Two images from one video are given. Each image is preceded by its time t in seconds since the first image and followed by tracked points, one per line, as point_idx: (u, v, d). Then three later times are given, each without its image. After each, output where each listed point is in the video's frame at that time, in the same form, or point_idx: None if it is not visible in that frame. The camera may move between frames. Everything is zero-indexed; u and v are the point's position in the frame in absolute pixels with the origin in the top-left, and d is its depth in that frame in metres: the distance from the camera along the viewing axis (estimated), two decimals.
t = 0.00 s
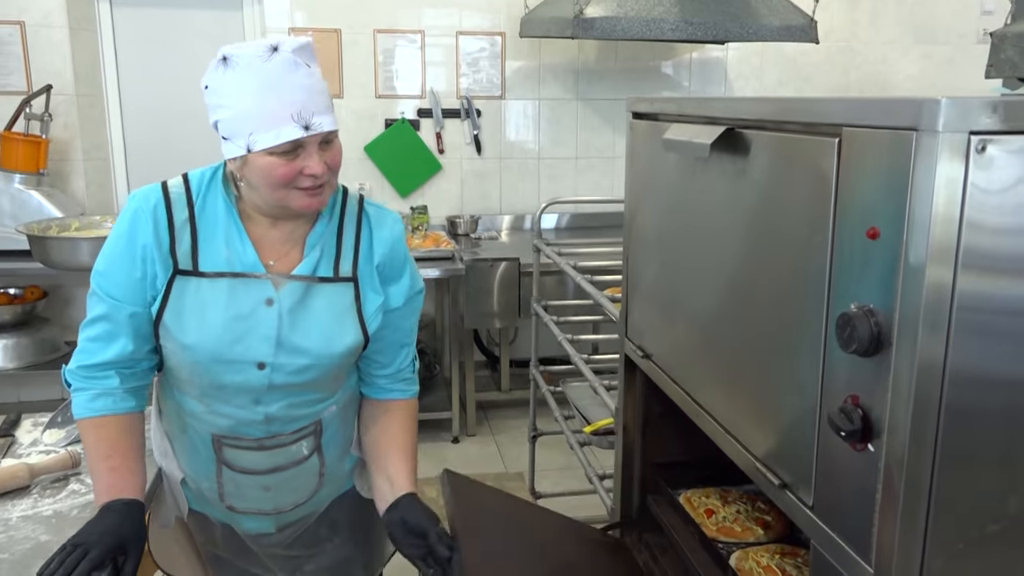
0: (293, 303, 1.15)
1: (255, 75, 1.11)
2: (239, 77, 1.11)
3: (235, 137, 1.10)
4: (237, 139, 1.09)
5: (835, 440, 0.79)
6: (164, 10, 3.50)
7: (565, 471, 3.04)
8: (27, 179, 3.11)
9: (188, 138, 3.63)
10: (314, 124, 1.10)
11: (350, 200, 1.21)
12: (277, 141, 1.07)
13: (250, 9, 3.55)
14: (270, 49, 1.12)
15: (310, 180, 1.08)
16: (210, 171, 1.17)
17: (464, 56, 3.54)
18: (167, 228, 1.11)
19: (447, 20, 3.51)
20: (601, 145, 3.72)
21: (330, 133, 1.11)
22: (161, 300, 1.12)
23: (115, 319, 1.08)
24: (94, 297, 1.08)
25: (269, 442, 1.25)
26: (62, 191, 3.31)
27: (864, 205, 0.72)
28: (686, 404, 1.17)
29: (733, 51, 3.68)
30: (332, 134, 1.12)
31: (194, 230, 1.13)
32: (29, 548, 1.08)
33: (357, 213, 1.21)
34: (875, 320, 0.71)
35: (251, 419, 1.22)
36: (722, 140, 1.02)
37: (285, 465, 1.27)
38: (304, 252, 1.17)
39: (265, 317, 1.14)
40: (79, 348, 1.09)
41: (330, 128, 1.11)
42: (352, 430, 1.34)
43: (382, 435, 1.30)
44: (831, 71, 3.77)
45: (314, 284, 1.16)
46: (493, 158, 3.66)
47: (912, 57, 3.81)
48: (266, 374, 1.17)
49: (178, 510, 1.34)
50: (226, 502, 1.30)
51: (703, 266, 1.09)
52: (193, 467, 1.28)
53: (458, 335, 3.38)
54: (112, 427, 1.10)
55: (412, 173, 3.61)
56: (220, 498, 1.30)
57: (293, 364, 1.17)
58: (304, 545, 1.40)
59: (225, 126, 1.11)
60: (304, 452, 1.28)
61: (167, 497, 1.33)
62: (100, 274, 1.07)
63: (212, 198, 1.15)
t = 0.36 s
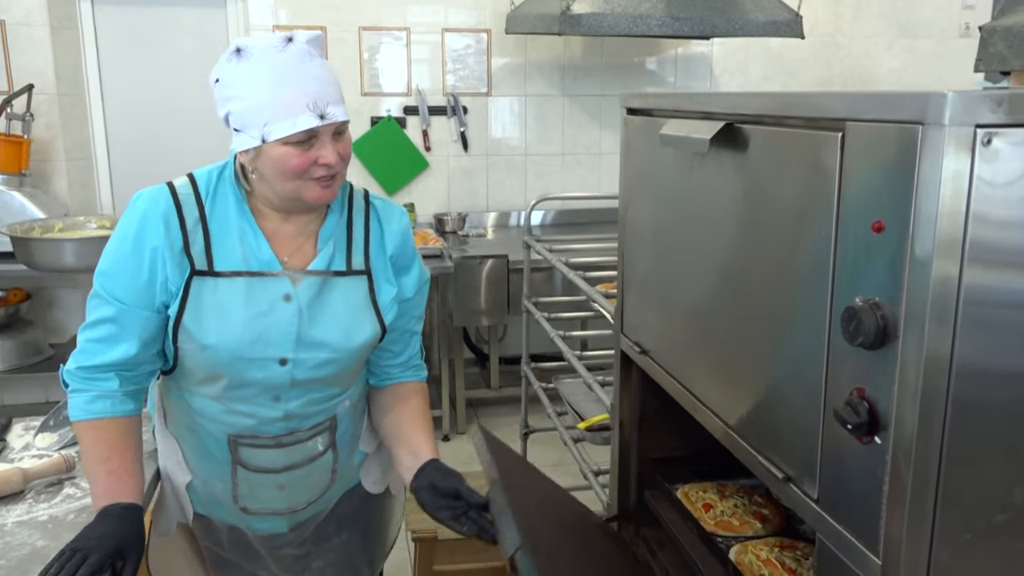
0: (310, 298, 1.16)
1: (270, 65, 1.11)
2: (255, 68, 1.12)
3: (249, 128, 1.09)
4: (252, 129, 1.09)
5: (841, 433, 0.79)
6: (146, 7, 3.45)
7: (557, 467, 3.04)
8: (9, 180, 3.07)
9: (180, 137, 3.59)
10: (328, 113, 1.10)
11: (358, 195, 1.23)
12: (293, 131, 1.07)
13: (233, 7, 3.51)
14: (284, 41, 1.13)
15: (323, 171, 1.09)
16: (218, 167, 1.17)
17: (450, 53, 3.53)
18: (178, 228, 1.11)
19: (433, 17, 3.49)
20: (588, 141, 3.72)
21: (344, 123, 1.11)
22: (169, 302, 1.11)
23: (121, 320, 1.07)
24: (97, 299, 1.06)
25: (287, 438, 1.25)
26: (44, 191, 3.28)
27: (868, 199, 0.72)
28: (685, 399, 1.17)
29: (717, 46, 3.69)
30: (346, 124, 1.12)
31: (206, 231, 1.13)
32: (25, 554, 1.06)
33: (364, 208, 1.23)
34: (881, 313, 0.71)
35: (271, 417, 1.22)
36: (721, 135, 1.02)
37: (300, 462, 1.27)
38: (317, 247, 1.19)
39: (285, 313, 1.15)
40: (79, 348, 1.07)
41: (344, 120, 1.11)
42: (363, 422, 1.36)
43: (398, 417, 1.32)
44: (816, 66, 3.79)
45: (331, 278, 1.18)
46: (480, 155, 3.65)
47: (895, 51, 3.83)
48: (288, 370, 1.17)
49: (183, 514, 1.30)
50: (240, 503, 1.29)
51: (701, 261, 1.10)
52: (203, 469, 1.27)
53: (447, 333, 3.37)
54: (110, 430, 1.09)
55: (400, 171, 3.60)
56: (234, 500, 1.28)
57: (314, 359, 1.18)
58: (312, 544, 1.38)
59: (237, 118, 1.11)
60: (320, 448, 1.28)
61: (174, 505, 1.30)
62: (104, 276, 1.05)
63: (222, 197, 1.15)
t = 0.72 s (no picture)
0: (303, 277, 1.15)
1: (259, 43, 1.11)
2: (243, 47, 1.11)
3: (236, 105, 1.08)
4: (239, 107, 1.08)
5: (834, 426, 0.80)
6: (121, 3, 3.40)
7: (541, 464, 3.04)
8: None
9: (149, 125, 3.53)
10: (317, 91, 1.10)
11: (340, 178, 1.23)
12: (281, 106, 1.07)
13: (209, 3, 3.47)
14: (273, 19, 1.13)
15: (309, 149, 1.08)
16: (200, 158, 1.16)
17: (431, 50, 3.52)
18: (166, 217, 1.09)
19: (413, 14, 3.48)
20: (568, 138, 3.72)
21: (331, 101, 1.11)
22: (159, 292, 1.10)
23: (110, 314, 1.06)
24: (86, 294, 1.05)
25: (289, 426, 1.22)
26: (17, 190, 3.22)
27: (862, 195, 0.74)
28: (675, 394, 1.18)
29: (696, 44, 3.72)
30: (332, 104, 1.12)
31: (193, 217, 1.12)
32: (13, 557, 1.05)
33: (349, 192, 1.23)
34: (875, 307, 0.72)
35: (272, 402, 1.19)
36: (712, 132, 1.03)
37: (303, 451, 1.23)
38: (305, 225, 1.18)
39: (279, 293, 1.14)
40: (68, 348, 1.07)
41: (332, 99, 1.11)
42: (364, 410, 1.32)
43: (406, 398, 1.30)
44: (793, 64, 3.83)
45: (320, 258, 1.17)
46: (460, 153, 3.65)
47: (870, 49, 3.88)
48: (286, 351, 1.15)
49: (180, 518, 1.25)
50: (241, 499, 1.23)
51: (691, 257, 1.11)
52: (201, 465, 1.22)
53: (430, 331, 3.36)
54: (100, 431, 1.07)
55: (380, 168, 3.58)
56: (236, 495, 1.23)
57: (312, 336, 1.16)
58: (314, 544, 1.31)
59: (224, 96, 1.10)
60: (321, 436, 1.24)
61: (171, 505, 1.24)
62: (90, 268, 1.04)
63: (206, 187, 1.14)
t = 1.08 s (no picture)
0: (297, 263, 1.15)
1: (230, 28, 1.11)
2: (214, 34, 1.11)
3: (211, 93, 1.09)
4: (214, 93, 1.08)
5: (828, 429, 0.82)
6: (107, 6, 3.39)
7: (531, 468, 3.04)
8: None
9: (137, 125, 3.51)
10: (287, 70, 1.09)
11: (328, 171, 1.23)
12: (251, 86, 1.07)
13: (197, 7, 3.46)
14: (241, 5, 1.12)
15: (285, 129, 1.07)
16: (189, 158, 1.15)
17: (419, 55, 3.52)
18: (157, 211, 1.09)
19: (402, 19, 3.49)
20: (557, 143, 3.74)
21: (303, 81, 1.10)
22: (154, 287, 1.09)
23: (106, 312, 1.05)
24: (81, 295, 1.04)
25: (290, 419, 1.20)
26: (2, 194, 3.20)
27: (857, 201, 0.75)
28: (669, 397, 1.19)
29: (683, 50, 3.75)
30: (306, 84, 1.12)
31: (184, 210, 1.12)
32: (9, 563, 1.04)
33: (337, 183, 1.23)
34: (870, 312, 0.74)
35: (271, 393, 1.17)
36: (705, 139, 1.05)
37: (304, 446, 1.21)
38: (295, 210, 1.18)
39: (274, 281, 1.13)
40: (67, 351, 1.05)
41: (304, 78, 1.11)
42: (366, 403, 1.31)
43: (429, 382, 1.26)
44: (778, 70, 3.86)
45: (313, 245, 1.16)
46: (449, 157, 3.65)
47: (854, 56, 3.92)
48: (284, 337, 1.14)
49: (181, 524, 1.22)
50: (245, 498, 1.21)
51: (684, 263, 1.12)
52: (204, 463, 1.20)
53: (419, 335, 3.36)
54: (99, 435, 1.06)
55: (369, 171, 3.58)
56: (238, 493, 1.21)
57: (310, 322, 1.15)
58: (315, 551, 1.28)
59: (201, 85, 1.10)
60: (323, 430, 1.23)
61: (173, 508, 1.22)
62: (85, 268, 1.04)
63: (197, 183, 1.14)
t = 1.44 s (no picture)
0: (308, 264, 1.14)
1: (229, 35, 1.11)
2: (216, 40, 1.12)
3: (216, 100, 1.10)
4: (217, 99, 1.10)
5: (831, 435, 0.83)
6: (104, 19, 3.40)
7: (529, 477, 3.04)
8: None
9: (133, 136, 3.52)
10: (287, 72, 1.10)
11: (339, 175, 1.23)
12: (251, 89, 1.08)
13: (194, 20, 3.47)
14: (239, 11, 1.13)
15: (288, 130, 1.08)
16: (201, 167, 1.15)
17: (415, 67, 3.54)
18: (169, 218, 1.09)
19: (399, 30, 3.50)
20: (553, 153, 3.76)
21: (303, 82, 1.11)
22: (167, 294, 1.09)
23: (121, 318, 1.05)
24: (97, 302, 1.05)
25: (304, 425, 1.19)
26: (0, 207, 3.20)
27: (858, 209, 0.76)
28: (671, 403, 1.20)
29: (677, 60, 3.78)
30: (306, 85, 1.13)
31: (196, 216, 1.11)
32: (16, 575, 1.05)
33: (348, 186, 1.23)
34: (872, 318, 0.75)
35: (284, 396, 1.16)
36: (705, 149, 1.06)
37: (319, 452, 1.21)
38: (306, 212, 1.18)
39: (285, 284, 1.12)
40: (83, 357, 1.06)
41: (304, 79, 1.12)
42: (384, 415, 1.31)
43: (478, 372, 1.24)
44: (771, 80, 3.89)
45: (323, 248, 1.16)
46: (446, 167, 3.67)
47: (847, 65, 3.96)
48: (296, 338, 1.14)
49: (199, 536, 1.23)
50: (261, 506, 1.21)
51: (684, 271, 1.14)
52: (220, 470, 1.20)
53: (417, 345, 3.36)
54: (112, 444, 1.06)
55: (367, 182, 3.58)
56: (254, 502, 1.20)
57: (322, 323, 1.15)
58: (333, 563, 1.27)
59: (206, 92, 1.11)
60: (338, 437, 1.22)
61: (190, 518, 1.22)
62: (100, 275, 1.05)
63: (209, 190, 1.14)
